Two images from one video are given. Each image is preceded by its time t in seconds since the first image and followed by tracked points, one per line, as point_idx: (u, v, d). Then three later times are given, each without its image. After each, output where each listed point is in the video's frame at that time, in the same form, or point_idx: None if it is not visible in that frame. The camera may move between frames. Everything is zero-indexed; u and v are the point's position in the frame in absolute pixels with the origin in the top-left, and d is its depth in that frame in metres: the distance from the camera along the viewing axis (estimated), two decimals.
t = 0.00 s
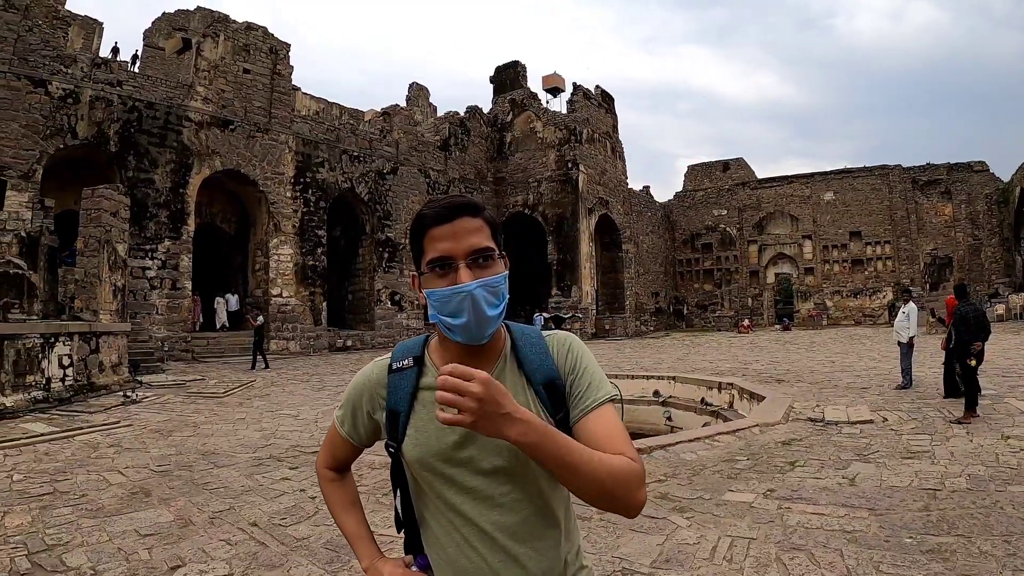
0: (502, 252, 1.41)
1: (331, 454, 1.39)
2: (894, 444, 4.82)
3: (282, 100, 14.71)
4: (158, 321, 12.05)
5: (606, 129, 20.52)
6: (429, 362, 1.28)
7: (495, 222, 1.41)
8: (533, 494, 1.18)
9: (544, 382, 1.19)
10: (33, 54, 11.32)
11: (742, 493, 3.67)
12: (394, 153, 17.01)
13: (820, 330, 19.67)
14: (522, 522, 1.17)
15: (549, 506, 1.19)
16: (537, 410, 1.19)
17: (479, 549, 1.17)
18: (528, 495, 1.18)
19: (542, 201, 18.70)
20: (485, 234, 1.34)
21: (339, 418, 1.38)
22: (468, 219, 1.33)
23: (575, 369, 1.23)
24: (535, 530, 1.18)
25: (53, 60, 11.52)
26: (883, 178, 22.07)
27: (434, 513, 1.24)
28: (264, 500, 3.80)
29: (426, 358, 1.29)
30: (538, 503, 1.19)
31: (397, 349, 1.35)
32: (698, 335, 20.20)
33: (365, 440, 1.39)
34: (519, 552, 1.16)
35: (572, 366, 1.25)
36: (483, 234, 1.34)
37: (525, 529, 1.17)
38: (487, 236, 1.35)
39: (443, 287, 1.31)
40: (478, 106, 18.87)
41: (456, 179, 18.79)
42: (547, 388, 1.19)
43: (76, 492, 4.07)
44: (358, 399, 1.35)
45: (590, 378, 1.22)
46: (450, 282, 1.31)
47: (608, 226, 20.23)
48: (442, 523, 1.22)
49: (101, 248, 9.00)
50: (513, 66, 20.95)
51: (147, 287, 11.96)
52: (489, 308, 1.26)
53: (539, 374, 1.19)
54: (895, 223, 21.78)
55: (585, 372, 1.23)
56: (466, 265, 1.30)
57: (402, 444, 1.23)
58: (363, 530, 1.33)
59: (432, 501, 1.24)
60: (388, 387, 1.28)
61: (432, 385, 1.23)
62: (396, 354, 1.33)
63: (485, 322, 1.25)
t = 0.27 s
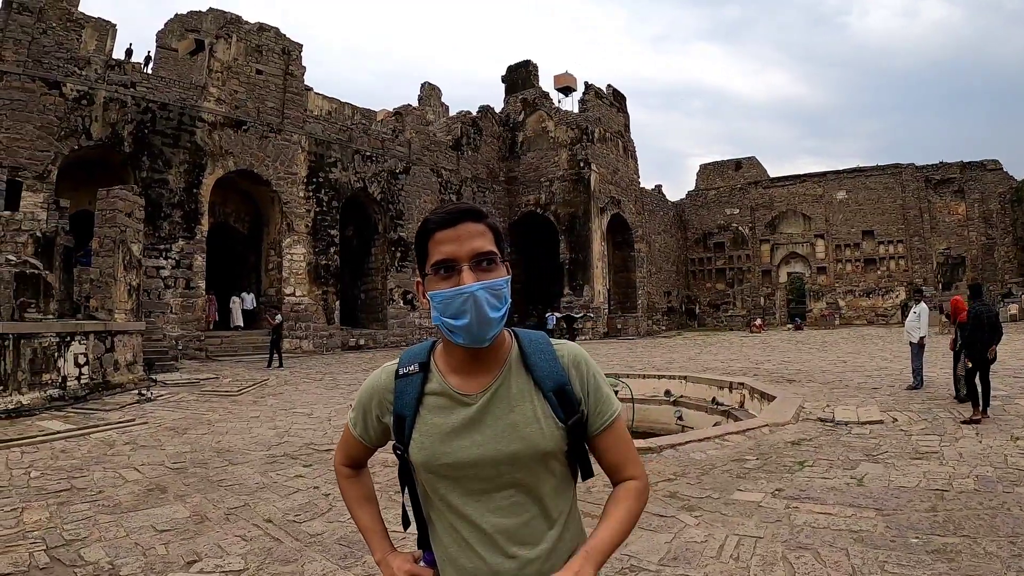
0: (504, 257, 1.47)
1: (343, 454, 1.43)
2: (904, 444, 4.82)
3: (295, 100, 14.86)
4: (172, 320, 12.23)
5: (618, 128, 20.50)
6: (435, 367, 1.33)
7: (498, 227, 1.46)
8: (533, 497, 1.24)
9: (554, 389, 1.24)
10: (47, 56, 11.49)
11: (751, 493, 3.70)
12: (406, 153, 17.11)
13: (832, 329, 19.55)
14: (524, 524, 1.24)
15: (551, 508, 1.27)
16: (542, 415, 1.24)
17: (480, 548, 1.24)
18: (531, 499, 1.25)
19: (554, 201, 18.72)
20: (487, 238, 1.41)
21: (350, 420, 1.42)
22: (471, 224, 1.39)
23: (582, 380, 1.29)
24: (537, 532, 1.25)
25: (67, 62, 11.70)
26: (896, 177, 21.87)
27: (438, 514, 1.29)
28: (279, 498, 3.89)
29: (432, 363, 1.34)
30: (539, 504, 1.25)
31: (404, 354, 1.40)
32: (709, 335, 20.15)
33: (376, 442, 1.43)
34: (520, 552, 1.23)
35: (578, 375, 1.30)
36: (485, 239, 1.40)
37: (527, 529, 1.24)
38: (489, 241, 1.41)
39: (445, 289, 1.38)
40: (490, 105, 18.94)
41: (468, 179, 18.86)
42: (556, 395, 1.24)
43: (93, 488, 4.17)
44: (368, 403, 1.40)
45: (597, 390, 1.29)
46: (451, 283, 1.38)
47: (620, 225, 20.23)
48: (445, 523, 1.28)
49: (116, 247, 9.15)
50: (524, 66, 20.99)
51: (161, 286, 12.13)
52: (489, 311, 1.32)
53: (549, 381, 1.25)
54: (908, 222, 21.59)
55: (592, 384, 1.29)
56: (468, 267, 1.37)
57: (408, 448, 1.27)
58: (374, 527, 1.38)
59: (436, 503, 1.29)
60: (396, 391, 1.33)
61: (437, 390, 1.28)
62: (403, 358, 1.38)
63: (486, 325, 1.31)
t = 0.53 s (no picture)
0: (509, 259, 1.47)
1: (350, 450, 1.46)
2: (910, 444, 4.81)
3: (303, 101, 14.95)
4: (182, 319, 12.36)
5: (626, 127, 20.46)
6: (441, 369, 1.34)
7: (504, 229, 1.47)
8: (535, 503, 1.26)
9: (561, 395, 1.25)
10: (58, 58, 11.64)
11: (755, 492, 3.71)
12: (415, 153, 17.17)
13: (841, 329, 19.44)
14: (524, 528, 1.26)
15: (553, 514, 1.28)
16: (548, 420, 1.25)
17: (479, 550, 1.26)
18: (533, 504, 1.26)
19: (563, 200, 18.72)
20: (491, 239, 1.41)
21: (358, 417, 1.44)
22: (475, 225, 1.41)
23: (589, 390, 1.31)
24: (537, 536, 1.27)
25: (78, 64, 11.84)
26: (906, 175, 21.69)
27: (440, 515, 1.31)
28: (287, 494, 3.94)
29: (438, 365, 1.35)
30: (541, 509, 1.27)
31: (411, 354, 1.41)
32: (718, 334, 20.10)
33: (382, 440, 1.45)
34: (520, 556, 1.25)
35: (586, 383, 1.32)
36: (489, 239, 1.41)
37: (527, 533, 1.26)
38: (493, 241, 1.41)
39: (447, 289, 1.39)
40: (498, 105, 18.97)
41: (477, 178, 18.89)
42: (563, 401, 1.25)
43: (104, 485, 4.25)
44: (375, 402, 1.41)
45: (602, 401, 1.31)
46: (454, 283, 1.39)
47: (628, 224, 20.21)
48: (446, 524, 1.30)
49: (126, 248, 9.26)
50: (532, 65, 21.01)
51: (171, 286, 12.26)
52: (492, 311, 1.32)
53: (557, 387, 1.26)
54: (918, 221, 21.41)
55: (599, 394, 1.31)
56: (471, 268, 1.38)
57: (413, 448, 1.29)
58: (377, 523, 1.41)
59: (438, 504, 1.31)
60: (402, 391, 1.34)
61: (443, 392, 1.29)
62: (410, 359, 1.39)
63: (487, 325, 1.31)
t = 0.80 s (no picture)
0: (523, 253, 1.45)
1: (341, 440, 1.39)
2: (907, 442, 4.82)
3: (307, 100, 15.02)
4: (185, 318, 12.43)
5: (629, 126, 20.46)
6: (443, 361, 1.28)
7: (519, 220, 1.44)
8: (533, 502, 1.22)
9: (567, 393, 1.21)
10: (62, 59, 11.72)
11: (751, 489, 3.72)
12: (418, 152, 17.22)
13: (844, 327, 19.44)
14: (522, 530, 1.21)
15: (551, 517, 1.24)
16: (552, 419, 1.21)
17: (473, 550, 1.20)
18: (532, 506, 1.22)
19: (565, 199, 18.73)
20: (506, 230, 1.38)
21: (352, 408, 1.38)
22: (492, 215, 1.38)
23: (592, 390, 1.28)
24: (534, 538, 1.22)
25: (82, 64, 11.92)
26: (909, 174, 21.64)
27: (433, 514, 1.25)
28: (288, 490, 3.98)
29: (439, 357, 1.30)
30: (538, 510, 1.23)
31: (412, 345, 1.36)
32: (721, 333, 20.10)
33: (375, 433, 1.38)
34: (516, 558, 1.20)
35: (591, 383, 1.29)
36: (504, 230, 1.38)
37: (524, 535, 1.21)
38: (508, 232, 1.38)
39: (457, 278, 1.36)
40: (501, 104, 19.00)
41: (480, 177, 18.92)
42: (568, 401, 1.22)
43: (107, 480, 4.29)
44: (372, 392, 1.34)
45: (606, 401, 1.28)
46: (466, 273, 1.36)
47: (631, 223, 20.21)
48: (440, 523, 1.24)
49: (130, 247, 9.34)
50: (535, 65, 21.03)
51: (175, 285, 12.33)
52: (502, 304, 1.29)
53: (562, 385, 1.22)
54: (921, 220, 21.37)
55: (602, 393, 1.28)
56: (484, 257, 1.35)
57: (410, 443, 1.23)
58: (367, 519, 1.34)
59: (431, 501, 1.25)
60: (401, 382, 1.29)
61: (444, 385, 1.24)
62: (411, 349, 1.34)
63: (496, 317, 1.27)
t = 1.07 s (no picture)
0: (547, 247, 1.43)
1: (337, 432, 1.35)
2: (904, 442, 4.84)
3: (308, 99, 15.04)
4: (187, 316, 12.47)
5: (631, 125, 20.45)
6: (457, 353, 1.27)
7: (543, 213, 1.43)
8: (545, 500, 1.24)
9: (586, 391, 1.24)
10: (64, 58, 11.76)
11: (745, 487, 3.75)
12: (420, 151, 17.24)
13: (845, 327, 19.42)
14: (532, 528, 1.23)
15: (560, 514, 1.27)
16: (570, 416, 1.23)
17: (482, 548, 1.21)
18: (543, 503, 1.24)
19: (567, 198, 18.74)
20: (532, 222, 1.37)
21: (353, 399, 1.33)
22: (518, 206, 1.36)
23: (609, 389, 1.32)
24: (543, 534, 1.24)
25: (84, 63, 11.96)
26: (911, 173, 21.60)
27: (440, 511, 1.24)
28: (287, 486, 4.02)
29: (453, 349, 1.28)
30: (549, 508, 1.24)
31: (423, 335, 1.33)
32: (722, 332, 20.08)
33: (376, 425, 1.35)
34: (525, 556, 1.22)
35: (607, 381, 1.32)
36: (530, 222, 1.36)
37: (534, 533, 1.23)
38: (534, 225, 1.37)
39: (480, 268, 1.34)
40: (502, 103, 19.01)
41: (481, 176, 18.94)
42: (587, 399, 1.24)
43: (109, 476, 4.33)
44: (377, 383, 1.30)
45: (619, 401, 1.32)
46: (489, 262, 1.34)
47: (633, 222, 20.21)
48: (446, 520, 1.24)
49: (132, 246, 9.38)
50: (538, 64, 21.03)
51: (177, 283, 12.38)
52: (527, 297, 1.27)
53: (582, 383, 1.24)
54: (923, 219, 21.32)
55: (617, 392, 1.32)
56: (509, 247, 1.33)
57: (420, 437, 1.21)
58: (365, 516, 1.33)
59: (438, 497, 1.24)
60: (411, 373, 1.26)
61: (459, 378, 1.23)
62: (421, 340, 1.31)
63: (520, 310, 1.26)
